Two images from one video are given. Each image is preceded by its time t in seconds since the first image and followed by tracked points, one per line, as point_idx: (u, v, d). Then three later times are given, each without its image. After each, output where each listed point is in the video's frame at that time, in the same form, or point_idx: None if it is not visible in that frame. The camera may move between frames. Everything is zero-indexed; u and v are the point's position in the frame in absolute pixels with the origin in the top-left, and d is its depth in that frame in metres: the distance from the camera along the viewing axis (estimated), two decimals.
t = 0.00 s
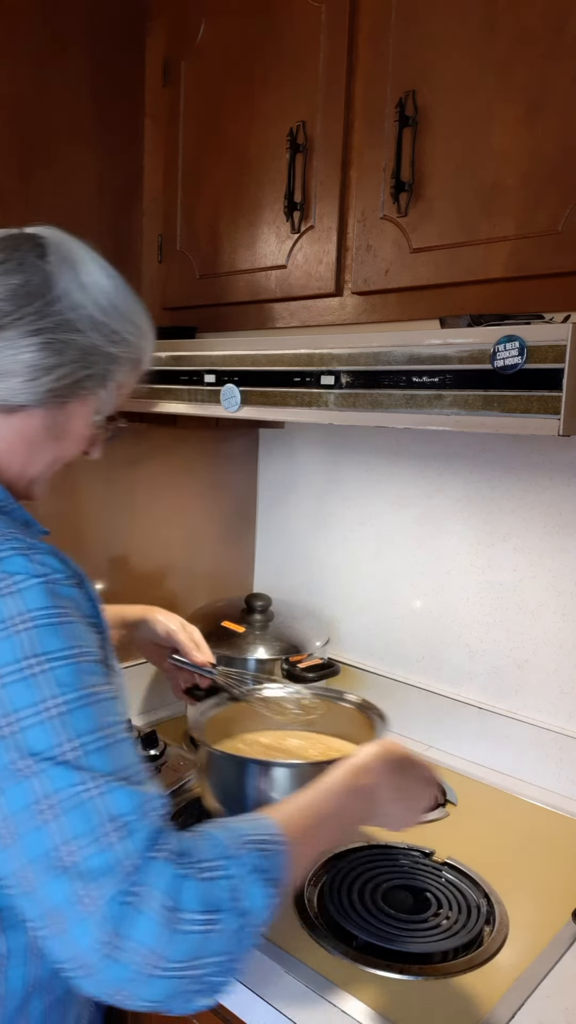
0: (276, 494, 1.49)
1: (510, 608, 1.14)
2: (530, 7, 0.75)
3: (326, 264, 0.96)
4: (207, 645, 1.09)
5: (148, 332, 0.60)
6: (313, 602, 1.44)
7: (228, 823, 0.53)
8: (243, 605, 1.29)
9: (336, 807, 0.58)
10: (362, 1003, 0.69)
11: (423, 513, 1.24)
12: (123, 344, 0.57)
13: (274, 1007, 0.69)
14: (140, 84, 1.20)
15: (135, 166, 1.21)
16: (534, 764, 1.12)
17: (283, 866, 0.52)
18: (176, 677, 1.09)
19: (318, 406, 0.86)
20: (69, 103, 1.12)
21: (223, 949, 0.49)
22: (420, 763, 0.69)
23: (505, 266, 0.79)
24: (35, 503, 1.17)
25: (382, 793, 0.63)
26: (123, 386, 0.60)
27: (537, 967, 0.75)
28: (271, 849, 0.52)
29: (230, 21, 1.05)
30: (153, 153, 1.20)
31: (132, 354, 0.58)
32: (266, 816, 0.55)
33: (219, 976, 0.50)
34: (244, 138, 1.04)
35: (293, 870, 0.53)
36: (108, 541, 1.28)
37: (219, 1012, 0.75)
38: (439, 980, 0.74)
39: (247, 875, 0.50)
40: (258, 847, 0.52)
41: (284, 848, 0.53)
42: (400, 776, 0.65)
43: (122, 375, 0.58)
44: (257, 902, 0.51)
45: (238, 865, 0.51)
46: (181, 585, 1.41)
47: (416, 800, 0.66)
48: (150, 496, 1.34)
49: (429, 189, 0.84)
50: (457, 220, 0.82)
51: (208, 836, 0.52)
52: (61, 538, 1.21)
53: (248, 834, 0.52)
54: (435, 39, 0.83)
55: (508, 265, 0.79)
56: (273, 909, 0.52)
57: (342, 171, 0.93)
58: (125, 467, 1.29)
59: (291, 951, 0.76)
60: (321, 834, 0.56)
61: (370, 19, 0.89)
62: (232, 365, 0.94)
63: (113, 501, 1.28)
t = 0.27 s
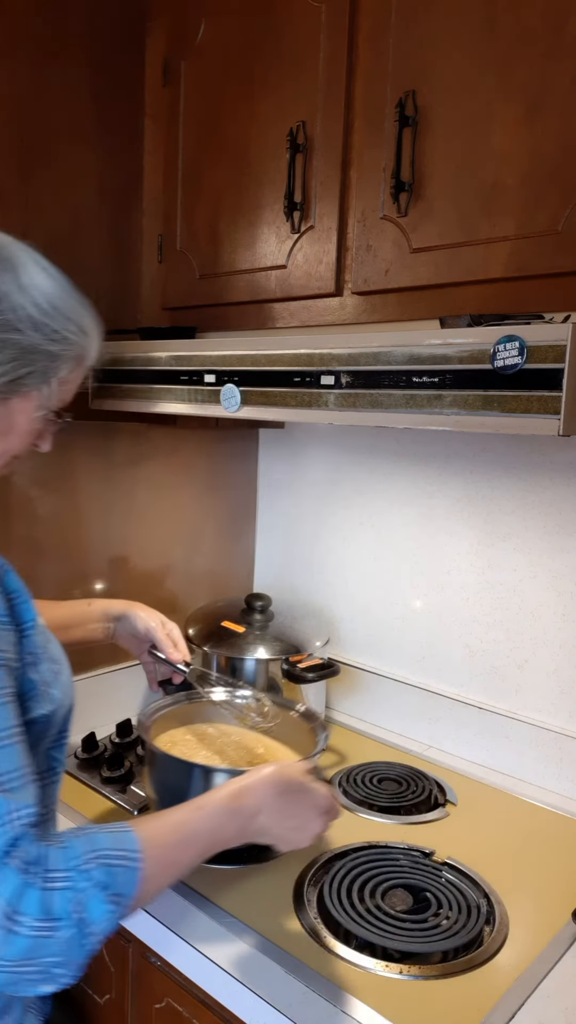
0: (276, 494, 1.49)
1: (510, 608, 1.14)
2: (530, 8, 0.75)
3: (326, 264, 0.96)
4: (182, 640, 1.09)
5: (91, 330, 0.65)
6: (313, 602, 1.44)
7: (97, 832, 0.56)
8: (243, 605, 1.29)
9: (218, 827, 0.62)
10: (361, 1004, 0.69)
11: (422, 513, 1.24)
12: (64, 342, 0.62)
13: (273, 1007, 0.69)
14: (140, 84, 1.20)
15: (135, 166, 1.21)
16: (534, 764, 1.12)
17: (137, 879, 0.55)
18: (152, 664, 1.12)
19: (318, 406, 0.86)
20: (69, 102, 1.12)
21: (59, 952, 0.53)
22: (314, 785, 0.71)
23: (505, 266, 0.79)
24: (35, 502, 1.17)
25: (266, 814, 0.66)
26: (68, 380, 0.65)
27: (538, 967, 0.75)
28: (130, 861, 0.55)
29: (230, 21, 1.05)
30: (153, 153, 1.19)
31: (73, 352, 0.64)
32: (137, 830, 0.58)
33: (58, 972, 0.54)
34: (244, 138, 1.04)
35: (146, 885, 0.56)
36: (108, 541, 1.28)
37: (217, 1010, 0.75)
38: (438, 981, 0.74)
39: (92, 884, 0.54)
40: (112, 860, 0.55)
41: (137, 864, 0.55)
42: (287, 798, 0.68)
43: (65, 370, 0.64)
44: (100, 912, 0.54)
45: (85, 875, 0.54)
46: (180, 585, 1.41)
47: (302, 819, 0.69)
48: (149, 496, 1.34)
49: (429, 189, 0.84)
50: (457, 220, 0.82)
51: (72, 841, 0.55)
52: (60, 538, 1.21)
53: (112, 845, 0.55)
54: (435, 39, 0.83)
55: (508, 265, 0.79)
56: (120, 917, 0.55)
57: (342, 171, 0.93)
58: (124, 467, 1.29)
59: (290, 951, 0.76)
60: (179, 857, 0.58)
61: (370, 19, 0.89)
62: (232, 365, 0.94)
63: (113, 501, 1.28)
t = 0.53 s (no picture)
0: (276, 494, 1.49)
1: (510, 609, 1.14)
2: (530, 8, 0.75)
3: (326, 264, 0.96)
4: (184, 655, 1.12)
5: (55, 335, 0.83)
6: (313, 602, 1.44)
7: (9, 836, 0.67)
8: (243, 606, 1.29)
9: (141, 838, 0.70)
10: (361, 1004, 0.69)
11: (423, 513, 1.24)
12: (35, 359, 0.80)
13: (273, 1007, 0.69)
14: (140, 85, 1.20)
15: (135, 166, 1.21)
16: (534, 764, 1.12)
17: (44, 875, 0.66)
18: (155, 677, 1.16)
19: (318, 407, 0.86)
20: (69, 102, 1.12)
21: None
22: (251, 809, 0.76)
23: (505, 266, 0.79)
24: (36, 502, 1.17)
25: (191, 829, 0.73)
26: (41, 381, 0.84)
27: (537, 967, 0.75)
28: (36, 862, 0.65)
29: (230, 21, 1.05)
30: (153, 153, 1.19)
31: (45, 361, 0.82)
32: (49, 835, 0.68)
33: None
34: (244, 138, 1.04)
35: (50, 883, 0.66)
36: (108, 541, 1.28)
37: (217, 1009, 0.74)
38: (437, 981, 0.74)
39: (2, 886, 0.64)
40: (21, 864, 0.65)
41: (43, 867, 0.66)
42: (217, 817, 0.74)
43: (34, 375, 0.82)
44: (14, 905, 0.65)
45: None
46: (180, 585, 1.41)
47: (232, 837, 0.75)
48: (149, 496, 1.34)
49: (429, 189, 0.84)
50: (457, 220, 0.82)
51: None
52: (60, 538, 1.21)
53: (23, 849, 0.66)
54: (434, 39, 0.83)
55: (508, 265, 0.79)
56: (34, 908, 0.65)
57: (342, 171, 0.93)
58: (124, 467, 1.29)
59: (291, 951, 0.76)
60: (86, 864, 0.68)
61: (370, 19, 0.89)
62: (232, 365, 0.94)
63: (112, 501, 1.28)
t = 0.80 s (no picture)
0: (276, 494, 1.49)
1: (510, 609, 1.14)
2: (530, 8, 0.75)
3: (326, 264, 0.96)
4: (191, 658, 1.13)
5: (56, 348, 0.83)
6: (313, 602, 1.44)
7: None
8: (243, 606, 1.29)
9: (118, 838, 0.71)
10: (361, 1004, 0.69)
11: (422, 513, 1.24)
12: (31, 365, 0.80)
13: (273, 1007, 0.69)
14: (140, 85, 1.20)
15: (135, 167, 1.21)
16: (534, 764, 1.12)
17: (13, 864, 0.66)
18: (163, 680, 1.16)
19: (318, 407, 0.86)
20: (69, 103, 1.12)
21: None
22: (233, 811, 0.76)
23: (505, 266, 0.79)
24: (36, 502, 1.17)
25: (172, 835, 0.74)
26: (37, 389, 0.84)
27: (537, 967, 0.75)
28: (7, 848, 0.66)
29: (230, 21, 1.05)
30: (153, 153, 1.19)
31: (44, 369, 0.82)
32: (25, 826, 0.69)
33: None
34: (243, 138, 1.04)
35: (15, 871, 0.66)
36: (108, 541, 1.28)
37: (217, 1009, 0.74)
38: (437, 981, 0.74)
39: None
40: None
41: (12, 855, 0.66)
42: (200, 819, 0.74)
43: (33, 385, 0.83)
44: None
45: None
46: (180, 585, 1.41)
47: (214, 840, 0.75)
48: (149, 496, 1.34)
49: (429, 189, 0.84)
50: (457, 220, 0.82)
51: None
52: (60, 537, 1.21)
53: None
54: (434, 40, 0.83)
55: (508, 265, 0.78)
56: None
57: (342, 171, 0.93)
58: (124, 467, 1.29)
59: (291, 952, 0.76)
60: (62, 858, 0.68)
61: (370, 19, 0.89)
62: (232, 365, 0.94)
63: (112, 500, 1.28)
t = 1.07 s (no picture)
0: (276, 494, 1.49)
1: (510, 609, 1.14)
2: (530, 7, 0.75)
3: (326, 264, 0.96)
4: (176, 627, 1.16)
5: (59, 362, 0.86)
6: (313, 602, 1.44)
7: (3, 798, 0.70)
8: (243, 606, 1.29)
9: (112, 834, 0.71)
10: (361, 1004, 0.69)
11: (422, 512, 1.24)
12: (39, 374, 0.83)
13: (273, 1007, 0.69)
14: (141, 85, 1.20)
15: (135, 167, 1.21)
16: (534, 764, 1.12)
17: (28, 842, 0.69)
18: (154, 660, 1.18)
19: (318, 407, 0.86)
20: (69, 102, 1.12)
21: None
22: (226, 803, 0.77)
23: (505, 266, 0.79)
24: (36, 502, 1.17)
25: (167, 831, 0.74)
26: (38, 400, 0.87)
27: (538, 967, 0.75)
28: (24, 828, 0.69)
29: (230, 21, 1.05)
30: (153, 153, 1.19)
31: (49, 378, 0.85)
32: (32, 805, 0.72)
33: None
34: (243, 138, 1.04)
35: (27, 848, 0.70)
36: (108, 541, 1.28)
37: (217, 1009, 0.74)
38: (438, 981, 0.74)
39: None
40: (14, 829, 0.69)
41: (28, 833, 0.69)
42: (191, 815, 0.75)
43: (36, 396, 0.85)
44: None
45: None
46: (180, 585, 1.41)
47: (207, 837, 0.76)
48: (149, 496, 1.34)
49: (428, 189, 0.84)
50: (457, 220, 0.82)
51: None
52: (60, 537, 1.21)
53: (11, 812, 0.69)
54: (433, 40, 0.83)
55: (508, 265, 0.78)
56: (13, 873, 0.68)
57: (342, 171, 0.93)
58: (124, 467, 1.29)
59: (290, 951, 0.76)
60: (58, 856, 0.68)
61: (370, 19, 0.89)
62: (232, 365, 0.94)
63: (113, 500, 1.28)
